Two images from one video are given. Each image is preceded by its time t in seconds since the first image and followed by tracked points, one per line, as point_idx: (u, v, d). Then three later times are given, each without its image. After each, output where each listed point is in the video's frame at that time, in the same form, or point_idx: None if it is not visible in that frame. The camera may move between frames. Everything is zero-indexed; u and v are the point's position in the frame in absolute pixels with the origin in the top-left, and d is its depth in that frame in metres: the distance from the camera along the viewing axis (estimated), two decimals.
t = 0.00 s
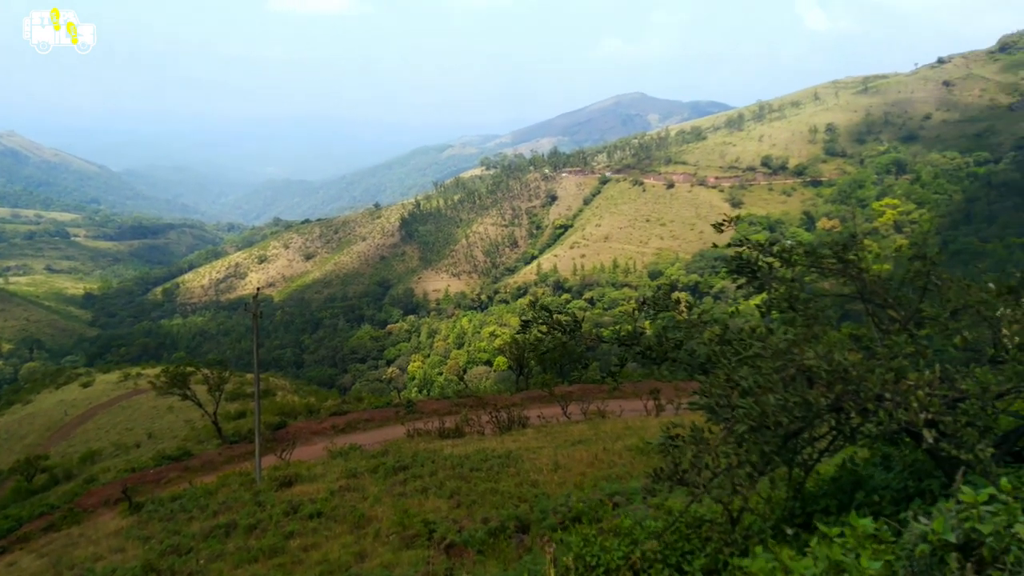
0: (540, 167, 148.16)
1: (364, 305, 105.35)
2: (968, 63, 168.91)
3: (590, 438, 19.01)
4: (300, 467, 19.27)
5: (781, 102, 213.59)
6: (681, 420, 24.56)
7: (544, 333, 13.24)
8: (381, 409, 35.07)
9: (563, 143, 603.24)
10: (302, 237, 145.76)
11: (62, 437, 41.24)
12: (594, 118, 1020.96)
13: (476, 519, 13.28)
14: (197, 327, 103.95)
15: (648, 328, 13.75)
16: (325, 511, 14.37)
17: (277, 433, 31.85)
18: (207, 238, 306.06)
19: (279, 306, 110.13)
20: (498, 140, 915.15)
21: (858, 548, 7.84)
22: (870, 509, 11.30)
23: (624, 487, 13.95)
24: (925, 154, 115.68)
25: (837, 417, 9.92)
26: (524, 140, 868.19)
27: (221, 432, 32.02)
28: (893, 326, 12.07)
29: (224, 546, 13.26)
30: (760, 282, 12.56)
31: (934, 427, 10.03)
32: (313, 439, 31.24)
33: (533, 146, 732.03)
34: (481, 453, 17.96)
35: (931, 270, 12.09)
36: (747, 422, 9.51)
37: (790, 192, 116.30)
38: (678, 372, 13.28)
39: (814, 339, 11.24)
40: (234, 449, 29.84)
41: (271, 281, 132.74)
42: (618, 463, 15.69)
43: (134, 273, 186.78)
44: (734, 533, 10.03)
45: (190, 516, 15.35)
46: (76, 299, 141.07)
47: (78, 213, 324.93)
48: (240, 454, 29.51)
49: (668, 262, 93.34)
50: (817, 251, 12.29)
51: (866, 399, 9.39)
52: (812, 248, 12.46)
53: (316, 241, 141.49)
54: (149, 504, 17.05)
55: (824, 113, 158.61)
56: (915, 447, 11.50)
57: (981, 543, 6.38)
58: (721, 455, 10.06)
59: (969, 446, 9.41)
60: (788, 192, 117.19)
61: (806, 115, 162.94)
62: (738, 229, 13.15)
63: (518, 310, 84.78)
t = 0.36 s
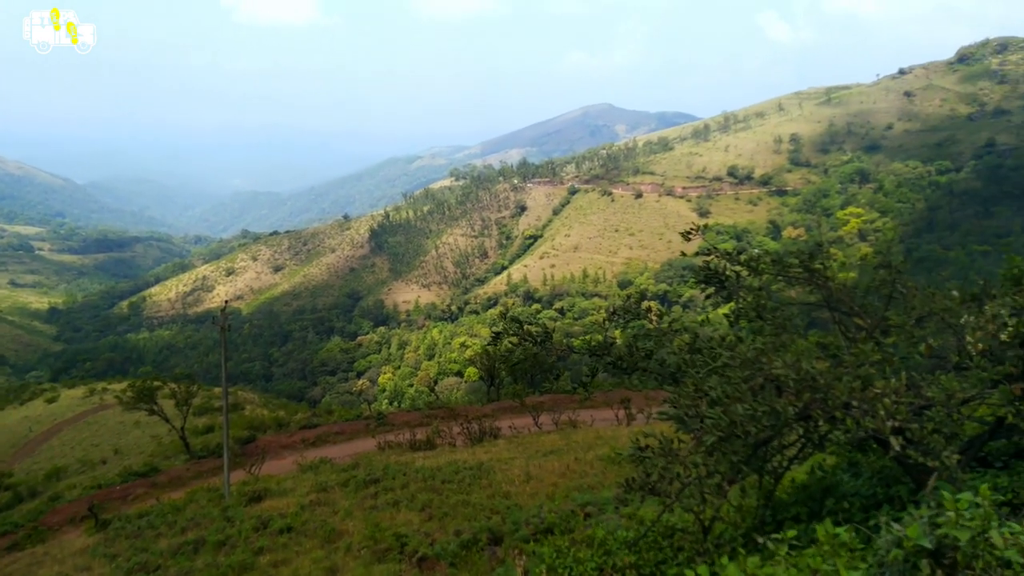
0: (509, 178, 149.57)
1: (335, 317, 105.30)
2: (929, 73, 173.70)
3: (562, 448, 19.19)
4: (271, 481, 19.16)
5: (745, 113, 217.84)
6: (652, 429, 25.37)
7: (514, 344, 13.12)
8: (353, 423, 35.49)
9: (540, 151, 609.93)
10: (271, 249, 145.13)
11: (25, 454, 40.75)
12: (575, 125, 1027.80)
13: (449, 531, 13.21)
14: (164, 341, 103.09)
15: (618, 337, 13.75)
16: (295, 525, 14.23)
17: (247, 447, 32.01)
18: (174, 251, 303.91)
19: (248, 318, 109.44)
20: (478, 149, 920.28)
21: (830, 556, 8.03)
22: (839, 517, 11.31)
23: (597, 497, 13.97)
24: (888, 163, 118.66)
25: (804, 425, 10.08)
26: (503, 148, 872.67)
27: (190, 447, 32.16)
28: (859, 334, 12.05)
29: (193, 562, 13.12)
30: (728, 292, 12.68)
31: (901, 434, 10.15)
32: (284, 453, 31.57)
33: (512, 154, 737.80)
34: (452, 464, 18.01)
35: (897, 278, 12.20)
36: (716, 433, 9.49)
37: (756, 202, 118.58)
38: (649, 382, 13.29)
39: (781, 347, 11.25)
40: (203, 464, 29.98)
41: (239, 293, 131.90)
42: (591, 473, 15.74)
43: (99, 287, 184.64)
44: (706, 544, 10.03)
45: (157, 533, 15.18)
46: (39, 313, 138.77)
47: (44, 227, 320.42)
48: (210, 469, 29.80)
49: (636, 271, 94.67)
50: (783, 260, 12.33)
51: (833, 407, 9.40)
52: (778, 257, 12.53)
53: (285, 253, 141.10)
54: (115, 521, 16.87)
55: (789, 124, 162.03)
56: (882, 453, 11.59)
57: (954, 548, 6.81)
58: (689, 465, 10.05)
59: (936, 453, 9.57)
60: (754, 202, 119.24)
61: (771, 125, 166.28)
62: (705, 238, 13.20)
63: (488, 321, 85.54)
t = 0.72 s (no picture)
0: (484, 190, 150.02)
1: (309, 328, 104.81)
2: (896, 85, 178.00)
3: (538, 460, 19.30)
4: (245, 497, 19.02)
5: (717, 124, 221.07)
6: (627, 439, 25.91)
7: (491, 356, 13.01)
8: (328, 436, 35.67)
9: (519, 160, 615.12)
10: (245, 261, 144.38)
11: None
12: (558, 133, 1034.96)
13: (425, 545, 13.11)
14: (136, 355, 101.98)
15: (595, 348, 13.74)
16: (270, 541, 14.05)
17: (219, 462, 31.82)
18: (146, 264, 301.04)
19: (221, 331, 108.62)
20: (461, 158, 923.74)
21: (801, 564, 8.08)
22: (814, 525, 11.31)
23: (575, 508, 13.98)
24: (857, 173, 121.02)
25: (780, 434, 10.05)
26: (484, 157, 876.02)
27: (162, 463, 32.06)
28: (832, 342, 12.04)
29: None
30: (703, 301, 12.71)
31: (874, 442, 10.16)
32: (257, 469, 31.53)
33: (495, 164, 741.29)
34: (428, 477, 18.00)
35: (867, 286, 12.30)
36: (694, 443, 9.35)
37: (727, 211, 120.07)
38: (625, 392, 13.27)
39: (756, 356, 11.22)
40: (174, 480, 30.01)
41: (212, 306, 130.87)
42: (568, 485, 15.77)
43: (68, 301, 182.25)
44: (681, 554, 10.04)
45: (128, 550, 14.99)
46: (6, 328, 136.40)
47: (13, 241, 315.65)
48: (183, 485, 29.70)
49: (611, 281, 95.32)
50: (756, 270, 12.39)
51: (806, 416, 9.42)
52: (751, 267, 12.61)
53: (258, 264, 140.39)
54: (84, 539, 16.66)
55: (759, 134, 164.41)
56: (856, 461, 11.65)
57: (927, 554, 6.96)
58: (668, 475, 9.96)
59: (908, 460, 9.63)
60: (726, 212, 120.53)
61: (741, 136, 168.25)
62: (679, 248, 13.25)
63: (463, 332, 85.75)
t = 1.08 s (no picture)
0: (456, 202, 149.82)
1: (280, 342, 103.84)
2: (861, 97, 181.99)
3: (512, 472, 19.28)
4: (216, 514, 18.79)
5: (686, 136, 224.11)
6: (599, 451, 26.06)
7: (464, 369, 12.89)
8: (299, 451, 35.59)
9: (496, 170, 618.79)
10: (214, 274, 142.95)
11: None
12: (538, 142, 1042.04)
13: (398, 561, 13.00)
14: (103, 371, 100.21)
15: (568, 359, 13.70)
16: (240, 559, 13.82)
17: (188, 478, 31.55)
18: (112, 277, 296.77)
19: (190, 346, 107.25)
20: (441, 168, 925.93)
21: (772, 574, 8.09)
22: (786, 534, 11.33)
23: (549, 520, 13.96)
24: (824, 184, 123.20)
25: (751, 443, 10.02)
26: (464, 168, 878.63)
27: (130, 481, 31.79)
28: (802, 352, 12.03)
29: None
30: (674, 312, 12.68)
31: (843, 450, 10.19)
32: (228, 484, 31.27)
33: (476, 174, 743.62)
34: (401, 492, 17.91)
35: (836, 297, 12.16)
36: (666, 453, 9.33)
37: (697, 223, 121.50)
38: (599, 403, 13.20)
39: (727, 366, 11.22)
40: (143, 498, 29.70)
41: (181, 321, 129.30)
42: (542, 496, 15.77)
43: (31, 318, 178.46)
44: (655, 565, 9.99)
45: (93, 571, 14.70)
46: None
47: None
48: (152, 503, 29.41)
49: (583, 292, 95.98)
50: (726, 280, 12.45)
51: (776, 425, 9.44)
52: (721, 278, 12.65)
53: (229, 278, 139.12)
54: (49, 561, 16.33)
55: (728, 146, 166.83)
56: (827, 469, 11.69)
57: (897, 563, 7.02)
58: (641, 485, 9.94)
59: (877, 468, 9.71)
60: (696, 223, 122.07)
61: (710, 149, 170.89)
62: (651, 259, 13.25)
63: (436, 344, 85.13)
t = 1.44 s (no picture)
0: (429, 212, 148.65)
1: (252, 353, 102.63)
2: (827, 107, 185.84)
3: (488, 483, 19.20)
4: (184, 529, 18.50)
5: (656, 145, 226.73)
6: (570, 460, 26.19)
7: (437, 380, 12.83)
8: (271, 464, 35.29)
9: (472, 178, 621.80)
10: (183, 286, 141.30)
11: None
12: (518, 151, 1048.81)
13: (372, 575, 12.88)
14: (69, 386, 98.16)
15: (542, 368, 13.66)
16: None
17: (157, 494, 31.07)
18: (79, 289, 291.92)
19: (157, 358, 105.52)
20: (421, 177, 926.68)
21: None
22: (758, 540, 11.38)
23: (524, 531, 13.91)
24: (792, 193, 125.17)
25: (724, 450, 10.01)
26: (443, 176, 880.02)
27: (97, 497, 31.31)
28: (771, 359, 12.08)
29: None
30: (646, 319, 12.69)
31: (814, 455, 10.22)
32: (196, 499, 30.82)
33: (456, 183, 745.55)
34: (375, 504, 17.78)
35: (804, 303, 12.11)
36: (639, 462, 9.30)
37: (668, 231, 122.80)
38: (573, 411, 13.16)
39: (699, 374, 11.25)
40: (110, 514, 29.27)
41: (149, 333, 127.31)
42: (517, 507, 15.70)
43: None
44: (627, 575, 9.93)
45: None
46: None
47: None
48: (120, 520, 28.89)
49: (556, 301, 96.44)
50: (696, 288, 12.54)
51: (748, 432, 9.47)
52: (692, 285, 12.72)
53: (198, 290, 137.53)
54: None
55: (698, 156, 169.05)
56: (798, 476, 11.73)
57: (865, 569, 7.06)
58: (615, 494, 9.92)
59: (848, 473, 9.78)
60: (667, 231, 123.42)
61: (680, 158, 173.11)
62: (623, 267, 13.25)
63: (410, 355, 83.24)
